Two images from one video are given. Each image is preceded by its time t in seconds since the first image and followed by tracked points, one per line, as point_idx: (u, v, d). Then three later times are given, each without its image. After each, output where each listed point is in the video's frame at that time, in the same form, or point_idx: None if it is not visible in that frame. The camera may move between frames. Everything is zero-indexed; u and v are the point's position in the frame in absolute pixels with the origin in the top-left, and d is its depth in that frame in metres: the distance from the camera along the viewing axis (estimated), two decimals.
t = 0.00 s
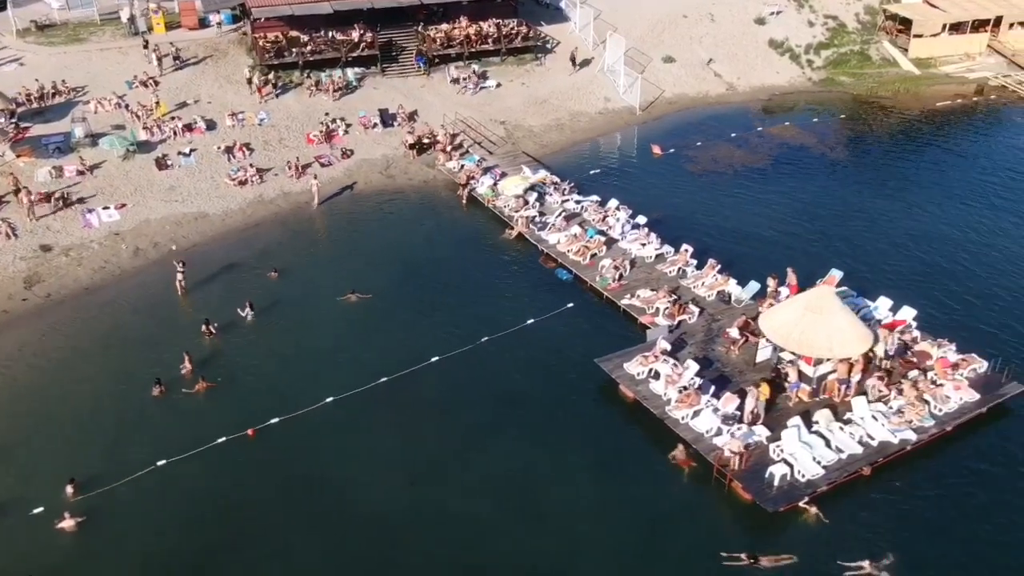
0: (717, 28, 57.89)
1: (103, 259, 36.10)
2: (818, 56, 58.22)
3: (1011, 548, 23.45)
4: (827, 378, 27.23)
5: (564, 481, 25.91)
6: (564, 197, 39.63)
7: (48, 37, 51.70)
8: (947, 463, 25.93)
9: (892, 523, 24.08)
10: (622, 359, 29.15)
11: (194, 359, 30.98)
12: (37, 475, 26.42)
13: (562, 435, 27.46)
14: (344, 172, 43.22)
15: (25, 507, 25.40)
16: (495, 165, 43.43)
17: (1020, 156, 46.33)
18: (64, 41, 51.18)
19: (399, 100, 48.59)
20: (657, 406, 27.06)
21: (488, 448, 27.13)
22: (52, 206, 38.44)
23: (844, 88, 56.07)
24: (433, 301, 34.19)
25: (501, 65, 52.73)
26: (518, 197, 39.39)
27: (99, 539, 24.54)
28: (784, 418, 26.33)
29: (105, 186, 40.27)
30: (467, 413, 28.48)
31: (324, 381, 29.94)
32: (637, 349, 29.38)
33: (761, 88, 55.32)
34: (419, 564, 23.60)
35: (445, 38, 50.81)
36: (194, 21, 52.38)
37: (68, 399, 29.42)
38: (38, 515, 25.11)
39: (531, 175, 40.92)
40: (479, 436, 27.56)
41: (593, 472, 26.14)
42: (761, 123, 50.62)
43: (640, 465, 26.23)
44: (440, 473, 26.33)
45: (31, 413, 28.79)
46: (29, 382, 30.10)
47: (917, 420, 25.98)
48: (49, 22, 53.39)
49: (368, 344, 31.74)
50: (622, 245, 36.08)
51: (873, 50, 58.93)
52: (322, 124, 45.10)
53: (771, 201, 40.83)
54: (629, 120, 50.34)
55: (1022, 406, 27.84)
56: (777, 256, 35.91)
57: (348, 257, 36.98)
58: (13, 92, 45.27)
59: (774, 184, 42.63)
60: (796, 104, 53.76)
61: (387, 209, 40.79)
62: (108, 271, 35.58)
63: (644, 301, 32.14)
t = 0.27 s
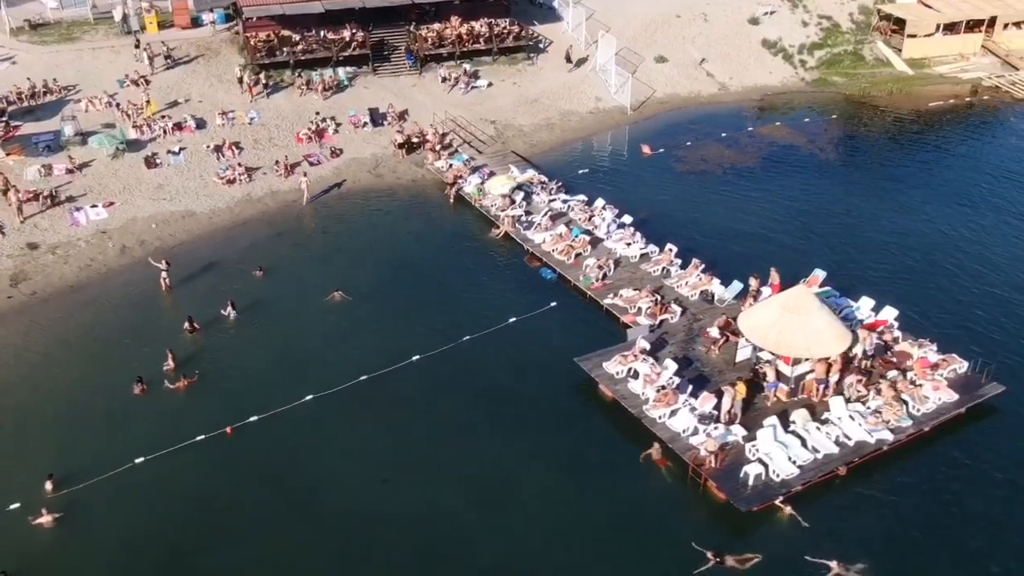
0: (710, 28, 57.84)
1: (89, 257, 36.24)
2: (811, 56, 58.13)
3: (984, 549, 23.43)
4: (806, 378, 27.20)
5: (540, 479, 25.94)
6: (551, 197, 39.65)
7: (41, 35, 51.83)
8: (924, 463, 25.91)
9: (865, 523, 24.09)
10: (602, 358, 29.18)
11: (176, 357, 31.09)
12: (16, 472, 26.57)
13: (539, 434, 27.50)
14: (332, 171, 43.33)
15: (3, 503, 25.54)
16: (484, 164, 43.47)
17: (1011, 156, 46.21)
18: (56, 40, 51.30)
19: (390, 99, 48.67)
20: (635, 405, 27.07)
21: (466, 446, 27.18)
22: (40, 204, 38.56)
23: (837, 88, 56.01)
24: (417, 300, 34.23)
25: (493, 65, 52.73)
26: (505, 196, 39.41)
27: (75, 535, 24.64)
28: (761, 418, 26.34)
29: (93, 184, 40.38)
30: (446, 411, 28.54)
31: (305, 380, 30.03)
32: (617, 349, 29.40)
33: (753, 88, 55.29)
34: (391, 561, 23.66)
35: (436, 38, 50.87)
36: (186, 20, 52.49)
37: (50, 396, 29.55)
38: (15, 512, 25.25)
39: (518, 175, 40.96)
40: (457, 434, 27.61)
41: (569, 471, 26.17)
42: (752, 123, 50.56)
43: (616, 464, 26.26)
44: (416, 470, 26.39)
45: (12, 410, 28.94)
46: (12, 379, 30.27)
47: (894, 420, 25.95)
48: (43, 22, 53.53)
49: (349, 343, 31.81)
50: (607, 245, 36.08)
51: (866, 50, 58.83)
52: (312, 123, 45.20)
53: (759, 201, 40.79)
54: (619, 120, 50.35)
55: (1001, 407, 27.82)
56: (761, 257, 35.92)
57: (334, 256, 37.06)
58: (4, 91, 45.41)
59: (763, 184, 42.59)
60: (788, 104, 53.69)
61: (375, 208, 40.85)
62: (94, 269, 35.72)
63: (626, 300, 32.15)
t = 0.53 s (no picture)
0: (707, 28, 57.78)
1: (79, 254, 36.47)
2: (808, 56, 57.99)
3: (959, 550, 23.39)
4: (787, 378, 27.17)
5: (519, 478, 25.98)
6: (541, 196, 39.67)
7: (39, 34, 52.13)
8: (903, 464, 25.87)
9: (841, 523, 24.10)
10: (584, 357, 29.24)
11: (162, 354, 31.25)
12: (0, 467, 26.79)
13: (520, 433, 27.55)
14: (325, 170, 43.49)
15: None
16: (476, 164, 43.55)
17: (1006, 157, 46.03)
18: (54, 38, 51.56)
19: (384, 98, 48.79)
20: (615, 404, 27.10)
21: (446, 445, 27.25)
22: (32, 201, 38.75)
23: (834, 89, 55.88)
24: (403, 298, 34.31)
25: (489, 64, 52.76)
26: (495, 195, 39.46)
27: (55, 530, 24.80)
28: (740, 418, 26.34)
29: (86, 182, 40.58)
30: (428, 410, 28.63)
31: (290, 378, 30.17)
32: (599, 348, 29.46)
33: (749, 88, 55.21)
34: (379, 562, 23.63)
35: (432, 37, 50.91)
36: (183, 18, 52.72)
37: (36, 392, 29.75)
38: None
39: (509, 174, 41.01)
40: (438, 433, 27.68)
41: (548, 470, 26.20)
42: (747, 123, 50.46)
43: (596, 463, 26.29)
44: (396, 468, 26.50)
45: None
46: None
47: (874, 421, 25.89)
48: (41, 20, 53.83)
49: (335, 341, 31.93)
50: (595, 244, 36.10)
51: (864, 51, 58.64)
52: (305, 122, 45.37)
53: (750, 201, 40.72)
54: (614, 119, 50.36)
55: (982, 408, 27.79)
56: (749, 258, 35.92)
57: (322, 254, 37.15)
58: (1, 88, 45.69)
59: (755, 184, 42.51)
60: (784, 104, 53.57)
61: (366, 207, 40.98)
62: (85, 266, 35.95)
63: (612, 300, 32.17)
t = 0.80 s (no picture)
0: (709, 28, 57.64)
1: (75, 249, 36.85)
2: (811, 57, 57.73)
3: (939, 552, 23.23)
4: (770, 379, 27.11)
5: (499, 474, 26.02)
6: (535, 196, 39.72)
7: (44, 32, 52.64)
8: (885, 466, 25.78)
9: (818, 525, 24.01)
10: (568, 356, 29.29)
11: (152, 349, 31.53)
12: None
13: (502, 430, 27.61)
14: (322, 168, 43.72)
15: None
16: (472, 162, 43.66)
17: (1006, 159, 45.70)
18: (58, 36, 52.03)
19: (383, 97, 48.97)
20: (598, 404, 27.12)
21: (429, 441, 27.33)
22: (30, 197, 39.12)
23: (836, 90, 55.61)
24: (393, 296, 34.45)
25: (489, 63, 52.82)
26: (488, 194, 39.53)
27: (37, 521, 25.07)
28: (721, 418, 26.32)
29: (84, 178, 40.95)
30: (412, 406, 28.74)
31: (277, 374, 30.38)
32: (584, 347, 29.47)
33: (751, 88, 55.03)
34: (373, 562, 23.49)
35: (432, 36, 50.91)
36: (186, 17, 53.12)
37: (26, 385, 30.10)
38: None
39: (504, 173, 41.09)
40: (421, 429, 27.77)
41: (529, 467, 26.23)
42: (746, 124, 50.29)
43: (576, 461, 26.31)
44: (377, 464, 26.59)
45: None
46: None
47: (856, 422, 25.78)
48: (47, 19, 54.35)
49: (323, 338, 32.11)
50: (587, 244, 36.09)
51: (867, 52, 58.31)
52: (303, 120, 45.63)
53: (744, 202, 40.59)
54: (612, 119, 50.35)
55: (967, 411, 27.66)
56: (741, 259, 35.86)
57: (315, 251, 37.36)
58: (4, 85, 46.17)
59: (751, 184, 42.36)
60: (785, 105, 53.36)
61: (361, 204, 41.16)
62: (80, 262, 36.32)
63: (600, 300, 32.18)
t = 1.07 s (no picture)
0: (713, 28, 57.48)
1: (72, 244, 37.27)
2: (815, 57, 57.43)
3: (919, 554, 23.09)
4: (753, 381, 27.03)
5: (478, 471, 26.10)
6: (530, 195, 39.75)
7: (51, 29, 53.23)
8: (867, 468, 25.66)
9: (797, 525, 23.95)
10: (554, 355, 29.34)
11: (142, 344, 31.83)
12: None
13: (485, 428, 27.70)
14: (320, 166, 43.96)
15: None
16: (469, 161, 43.75)
17: (1008, 161, 45.34)
18: (65, 33, 52.58)
19: (383, 96, 49.15)
20: (580, 403, 27.13)
21: (412, 437, 27.44)
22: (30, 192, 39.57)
23: (839, 91, 55.28)
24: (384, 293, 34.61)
25: (490, 63, 52.86)
26: (483, 193, 39.57)
27: (21, 512, 25.38)
28: (701, 418, 26.30)
29: (85, 174, 41.38)
30: (397, 403, 28.86)
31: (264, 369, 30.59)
32: (569, 347, 29.50)
33: (753, 89, 54.82)
34: (374, 564, 23.39)
35: (434, 35, 50.85)
36: (191, 15, 53.56)
37: (17, 378, 30.48)
38: None
39: (500, 173, 41.17)
40: (404, 426, 27.89)
41: (510, 464, 26.27)
42: (747, 125, 50.06)
43: (557, 459, 26.34)
44: (359, 459, 26.71)
45: None
46: None
47: (839, 425, 25.64)
48: (54, 16, 54.94)
49: (312, 334, 32.30)
50: (579, 244, 36.07)
51: (873, 53, 57.83)
52: (303, 118, 45.89)
53: (740, 203, 40.40)
54: (612, 119, 50.31)
55: (953, 414, 27.48)
56: (733, 260, 35.76)
57: (309, 248, 37.59)
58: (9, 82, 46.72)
59: (747, 185, 42.16)
60: (787, 106, 53.11)
61: (357, 202, 41.35)
62: (76, 257, 36.73)
63: (588, 299, 32.18)
